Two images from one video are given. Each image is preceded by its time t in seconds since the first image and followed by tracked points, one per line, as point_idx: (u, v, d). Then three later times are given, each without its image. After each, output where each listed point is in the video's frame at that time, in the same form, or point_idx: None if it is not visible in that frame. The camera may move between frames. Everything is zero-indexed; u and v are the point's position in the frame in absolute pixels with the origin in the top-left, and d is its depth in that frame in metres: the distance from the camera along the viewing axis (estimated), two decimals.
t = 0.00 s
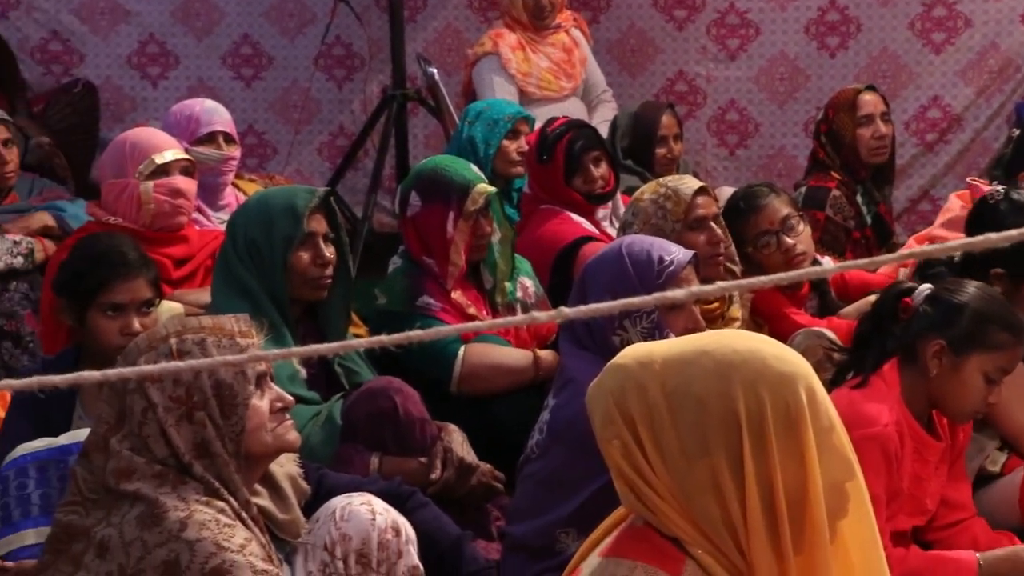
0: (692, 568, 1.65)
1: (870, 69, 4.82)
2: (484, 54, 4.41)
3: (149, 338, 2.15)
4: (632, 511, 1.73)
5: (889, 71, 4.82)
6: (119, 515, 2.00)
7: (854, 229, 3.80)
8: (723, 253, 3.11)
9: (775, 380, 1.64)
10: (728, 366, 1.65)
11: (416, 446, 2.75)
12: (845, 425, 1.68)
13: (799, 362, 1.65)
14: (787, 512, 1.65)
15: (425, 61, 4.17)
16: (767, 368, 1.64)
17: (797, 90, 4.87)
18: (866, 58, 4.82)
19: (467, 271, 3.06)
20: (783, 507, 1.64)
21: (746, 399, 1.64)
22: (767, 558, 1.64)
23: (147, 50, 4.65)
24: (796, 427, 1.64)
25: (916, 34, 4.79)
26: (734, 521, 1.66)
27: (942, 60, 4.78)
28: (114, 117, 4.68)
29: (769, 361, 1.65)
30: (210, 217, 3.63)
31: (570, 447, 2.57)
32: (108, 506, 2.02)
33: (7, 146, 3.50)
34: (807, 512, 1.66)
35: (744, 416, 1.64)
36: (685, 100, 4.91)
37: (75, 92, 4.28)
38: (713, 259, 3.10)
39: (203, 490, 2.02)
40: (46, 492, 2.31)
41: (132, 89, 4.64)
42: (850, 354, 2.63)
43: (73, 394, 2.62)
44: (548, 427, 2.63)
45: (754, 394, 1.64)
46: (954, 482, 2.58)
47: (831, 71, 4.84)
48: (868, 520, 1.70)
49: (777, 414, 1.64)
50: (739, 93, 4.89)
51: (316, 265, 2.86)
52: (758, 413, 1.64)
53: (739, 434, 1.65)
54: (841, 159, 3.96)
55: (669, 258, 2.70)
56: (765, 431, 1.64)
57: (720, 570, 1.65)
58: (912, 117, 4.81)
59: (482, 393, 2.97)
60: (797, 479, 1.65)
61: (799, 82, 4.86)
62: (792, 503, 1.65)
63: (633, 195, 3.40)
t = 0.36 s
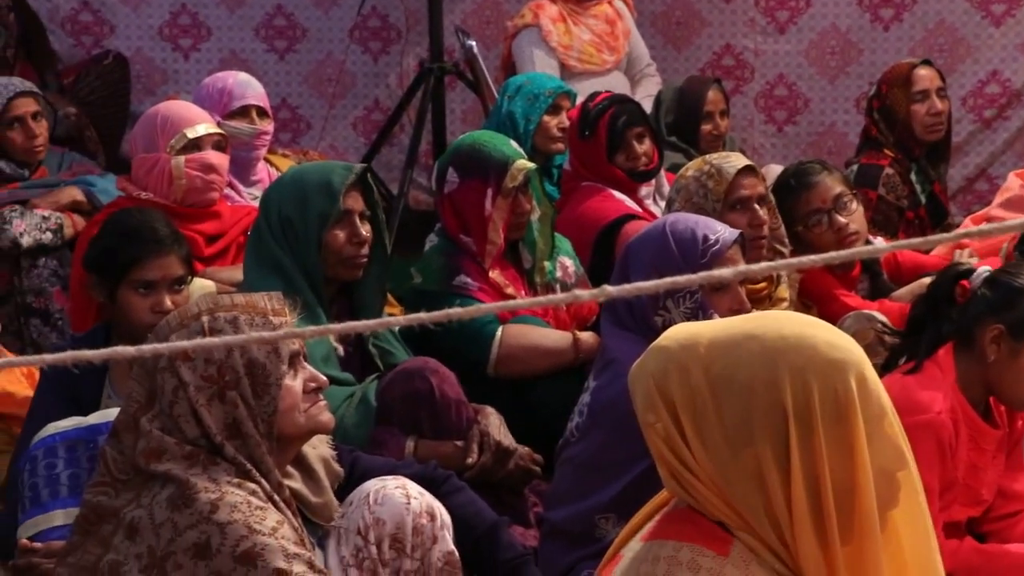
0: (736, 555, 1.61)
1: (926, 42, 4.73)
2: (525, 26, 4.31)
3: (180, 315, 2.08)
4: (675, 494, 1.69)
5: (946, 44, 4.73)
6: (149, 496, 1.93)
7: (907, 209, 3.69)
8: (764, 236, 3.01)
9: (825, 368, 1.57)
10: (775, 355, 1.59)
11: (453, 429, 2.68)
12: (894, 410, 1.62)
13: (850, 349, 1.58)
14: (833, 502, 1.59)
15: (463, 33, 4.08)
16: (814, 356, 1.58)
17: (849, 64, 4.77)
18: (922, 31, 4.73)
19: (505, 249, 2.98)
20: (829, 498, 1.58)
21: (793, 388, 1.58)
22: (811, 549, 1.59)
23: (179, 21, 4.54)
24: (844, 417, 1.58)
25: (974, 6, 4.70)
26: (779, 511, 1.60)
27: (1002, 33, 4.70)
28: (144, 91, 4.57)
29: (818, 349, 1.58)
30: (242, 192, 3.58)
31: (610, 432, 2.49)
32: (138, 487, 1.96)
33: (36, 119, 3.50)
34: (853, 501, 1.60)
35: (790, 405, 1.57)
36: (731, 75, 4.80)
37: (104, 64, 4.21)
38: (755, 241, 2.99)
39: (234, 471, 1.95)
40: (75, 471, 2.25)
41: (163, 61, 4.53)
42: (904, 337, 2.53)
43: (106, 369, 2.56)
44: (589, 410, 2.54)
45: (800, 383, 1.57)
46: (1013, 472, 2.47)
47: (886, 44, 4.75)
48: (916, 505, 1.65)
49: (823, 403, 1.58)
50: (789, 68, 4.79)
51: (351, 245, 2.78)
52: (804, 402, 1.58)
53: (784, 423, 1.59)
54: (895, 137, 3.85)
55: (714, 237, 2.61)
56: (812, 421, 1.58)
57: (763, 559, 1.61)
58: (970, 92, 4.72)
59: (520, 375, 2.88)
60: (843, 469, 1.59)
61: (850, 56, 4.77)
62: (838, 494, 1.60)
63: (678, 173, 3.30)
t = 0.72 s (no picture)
0: (769, 541, 1.50)
1: (977, 13, 4.69)
2: None
3: (218, 288, 2.06)
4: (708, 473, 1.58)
5: (996, 15, 4.70)
6: (187, 469, 1.91)
7: (955, 181, 3.67)
8: (805, 209, 2.97)
9: (860, 348, 1.47)
10: (810, 334, 1.48)
11: (492, 404, 2.65)
12: (934, 391, 1.52)
13: (888, 328, 1.48)
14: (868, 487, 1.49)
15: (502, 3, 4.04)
16: (851, 336, 1.48)
17: (896, 35, 4.71)
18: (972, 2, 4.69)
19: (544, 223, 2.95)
20: (863, 484, 1.49)
21: (827, 369, 1.48)
22: (845, 537, 1.49)
23: None
24: (879, 399, 1.48)
25: None
26: (812, 498, 1.50)
27: None
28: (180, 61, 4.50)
29: (855, 328, 1.48)
30: (278, 163, 3.56)
31: (651, 406, 2.46)
32: (176, 460, 1.94)
33: (74, 89, 3.50)
34: (888, 487, 1.50)
35: (824, 386, 1.47)
36: (776, 47, 4.74)
37: (139, 31, 4.16)
38: (795, 214, 2.95)
39: (272, 444, 1.93)
40: (114, 444, 2.25)
41: (201, 31, 4.48)
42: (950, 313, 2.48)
43: (142, 341, 2.54)
44: (629, 384, 2.52)
45: (835, 365, 1.48)
46: None
47: (934, 15, 4.70)
48: (955, 491, 1.55)
49: (858, 385, 1.48)
50: (834, 39, 4.73)
51: (391, 218, 2.77)
52: (837, 384, 1.48)
53: (817, 406, 1.49)
54: (944, 109, 3.83)
55: (744, 207, 2.66)
56: (847, 404, 1.48)
57: (794, 547, 1.50)
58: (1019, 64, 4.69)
59: (560, 349, 2.85)
60: (878, 453, 1.49)
61: (897, 27, 4.71)
62: (872, 480, 1.50)
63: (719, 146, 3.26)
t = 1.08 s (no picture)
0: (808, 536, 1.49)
1: None
2: None
3: (268, 274, 2.07)
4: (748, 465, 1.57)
5: None
6: (236, 454, 1.92)
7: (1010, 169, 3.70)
8: (852, 198, 2.94)
9: (896, 338, 1.45)
10: (843, 326, 1.47)
11: (537, 393, 2.63)
12: (972, 378, 1.50)
13: (924, 316, 1.46)
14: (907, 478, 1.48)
15: None
16: (886, 326, 1.46)
17: (949, 22, 4.67)
18: None
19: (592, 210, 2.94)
20: (902, 475, 1.47)
21: (862, 360, 1.46)
22: (884, 529, 1.48)
23: None
24: (917, 388, 1.46)
25: None
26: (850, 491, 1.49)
27: None
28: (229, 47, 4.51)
29: (889, 318, 1.46)
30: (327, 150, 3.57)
31: (700, 395, 2.45)
32: (225, 446, 1.95)
33: (127, 77, 3.52)
34: (927, 477, 1.48)
35: (860, 378, 1.46)
36: (826, 33, 4.72)
37: (187, 14, 4.18)
38: (843, 203, 2.93)
39: (320, 430, 1.93)
40: (164, 428, 2.26)
41: (251, 18, 4.51)
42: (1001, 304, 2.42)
43: (192, 329, 2.56)
44: (677, 372, 2.51)
45: (871, 356, 1.46)
46: None
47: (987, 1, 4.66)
48: (996, 478, 1.53)
49: (895, 375, 1.46)
50: (885, 25, 4.70)
51: (447, 207, 2.78)
52: (874, 375, 1.46)
53: (853, 397, 1.47)
54: (998, 97, 3.81)
55: (787, 195, 2.66)
56: (883, 395, 1.46)
57: (833, 540, 1.50)
58: None
59: (607, 338, 2.85)
60: (917, 443, 1.48)
61: (951, 14, 4.67)
62: (911, 470, 1.48)
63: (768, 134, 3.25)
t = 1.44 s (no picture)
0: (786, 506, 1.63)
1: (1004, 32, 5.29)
2: (633, 18, 4.65)
3: (325, 276, 2.41)
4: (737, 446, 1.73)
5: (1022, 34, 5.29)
6: (296, 434, 2.23)
7: (983, 185, 4.18)
8: (842, 208, 3.29)
9: (862, 332, 1.59)
10: (816, 323, 1.60)
11: (561, 381, 3.00)
12: (932, 366, 1.63)
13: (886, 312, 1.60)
14: (874, 458, 1.61)
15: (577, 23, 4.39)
16: (853, 321, 1.59)
17: (931, 53, 5.35)
18: (1001, 21, 5.29)
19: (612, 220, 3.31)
20: (869, 455, 1.60)
21: (833, 353, 1.60)
22: (854, 502, 1.62)
23: (323, 13, 5.04)
24: (882, 376, 1.60)
25: None
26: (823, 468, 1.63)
27: None
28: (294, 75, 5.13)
29: (856, 314, 1.60)
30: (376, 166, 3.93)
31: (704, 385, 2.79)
32: (287, 426, 2.27)
33: (202, 100, 3.92)
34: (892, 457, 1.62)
35: (832, 368, 1.59)
36: (823, 62, 5.42)
37: (253, 45, 4.75)
38: (834, 213, 3.28)
39: (370, 413, 2.24)
40: (233, 410, 2.61)
41: (310, 48, 5.04)
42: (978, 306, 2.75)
43: (257, 323, 2.94)
44: (685, 365, 2.85)
45: (841, 349, 1.59)
46: None
47: (966, 33, 5.32)
48: (955, 454, 1.67)
49: (863, 366, 1.59)
50: (875, 55, 5.40)
51: (483, 217, 3.14)
52: (843, 367, 1.60)
53: (825, 386, 1.60)
54: (976, 120, 4.39)
55: (784, 208, 3.00)
56: (853, 383, 1.60)
57: (810, 512, 1.64)
58: None
59: (624, 333, 3.21)
60: (883, 426, 1.61)
61: (933, 45, 5.35)
62: (878, 450, 1.62)
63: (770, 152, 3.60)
